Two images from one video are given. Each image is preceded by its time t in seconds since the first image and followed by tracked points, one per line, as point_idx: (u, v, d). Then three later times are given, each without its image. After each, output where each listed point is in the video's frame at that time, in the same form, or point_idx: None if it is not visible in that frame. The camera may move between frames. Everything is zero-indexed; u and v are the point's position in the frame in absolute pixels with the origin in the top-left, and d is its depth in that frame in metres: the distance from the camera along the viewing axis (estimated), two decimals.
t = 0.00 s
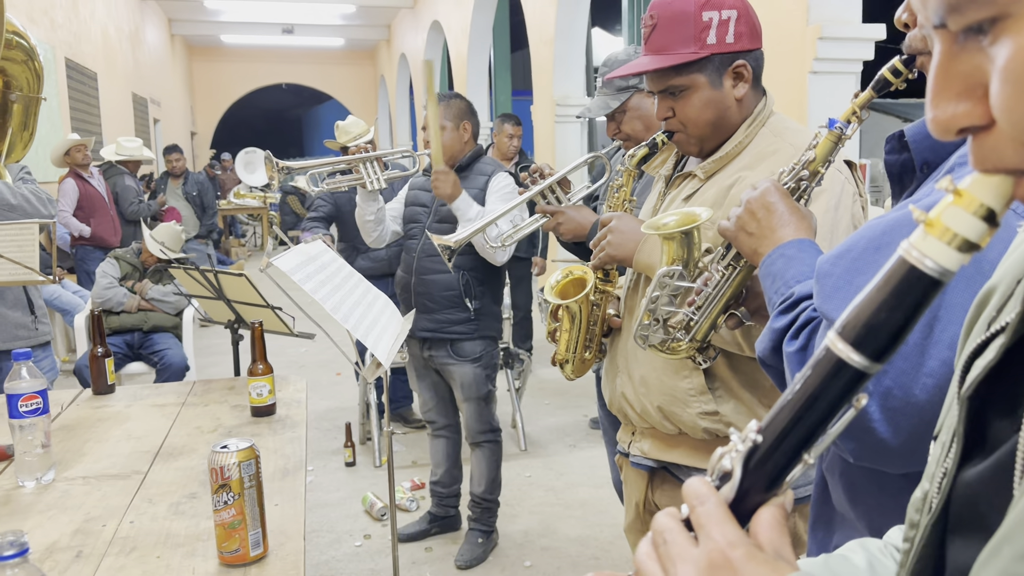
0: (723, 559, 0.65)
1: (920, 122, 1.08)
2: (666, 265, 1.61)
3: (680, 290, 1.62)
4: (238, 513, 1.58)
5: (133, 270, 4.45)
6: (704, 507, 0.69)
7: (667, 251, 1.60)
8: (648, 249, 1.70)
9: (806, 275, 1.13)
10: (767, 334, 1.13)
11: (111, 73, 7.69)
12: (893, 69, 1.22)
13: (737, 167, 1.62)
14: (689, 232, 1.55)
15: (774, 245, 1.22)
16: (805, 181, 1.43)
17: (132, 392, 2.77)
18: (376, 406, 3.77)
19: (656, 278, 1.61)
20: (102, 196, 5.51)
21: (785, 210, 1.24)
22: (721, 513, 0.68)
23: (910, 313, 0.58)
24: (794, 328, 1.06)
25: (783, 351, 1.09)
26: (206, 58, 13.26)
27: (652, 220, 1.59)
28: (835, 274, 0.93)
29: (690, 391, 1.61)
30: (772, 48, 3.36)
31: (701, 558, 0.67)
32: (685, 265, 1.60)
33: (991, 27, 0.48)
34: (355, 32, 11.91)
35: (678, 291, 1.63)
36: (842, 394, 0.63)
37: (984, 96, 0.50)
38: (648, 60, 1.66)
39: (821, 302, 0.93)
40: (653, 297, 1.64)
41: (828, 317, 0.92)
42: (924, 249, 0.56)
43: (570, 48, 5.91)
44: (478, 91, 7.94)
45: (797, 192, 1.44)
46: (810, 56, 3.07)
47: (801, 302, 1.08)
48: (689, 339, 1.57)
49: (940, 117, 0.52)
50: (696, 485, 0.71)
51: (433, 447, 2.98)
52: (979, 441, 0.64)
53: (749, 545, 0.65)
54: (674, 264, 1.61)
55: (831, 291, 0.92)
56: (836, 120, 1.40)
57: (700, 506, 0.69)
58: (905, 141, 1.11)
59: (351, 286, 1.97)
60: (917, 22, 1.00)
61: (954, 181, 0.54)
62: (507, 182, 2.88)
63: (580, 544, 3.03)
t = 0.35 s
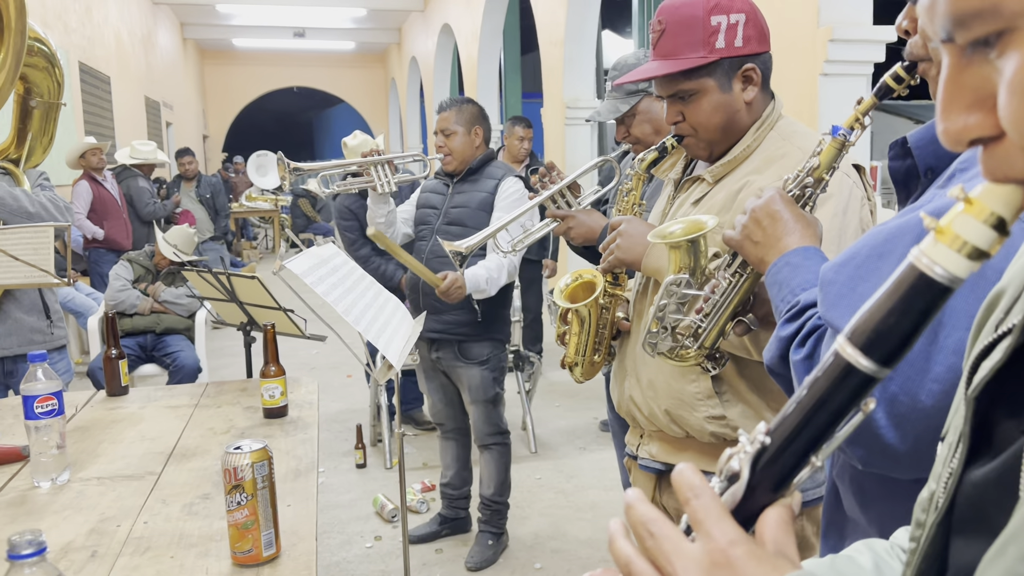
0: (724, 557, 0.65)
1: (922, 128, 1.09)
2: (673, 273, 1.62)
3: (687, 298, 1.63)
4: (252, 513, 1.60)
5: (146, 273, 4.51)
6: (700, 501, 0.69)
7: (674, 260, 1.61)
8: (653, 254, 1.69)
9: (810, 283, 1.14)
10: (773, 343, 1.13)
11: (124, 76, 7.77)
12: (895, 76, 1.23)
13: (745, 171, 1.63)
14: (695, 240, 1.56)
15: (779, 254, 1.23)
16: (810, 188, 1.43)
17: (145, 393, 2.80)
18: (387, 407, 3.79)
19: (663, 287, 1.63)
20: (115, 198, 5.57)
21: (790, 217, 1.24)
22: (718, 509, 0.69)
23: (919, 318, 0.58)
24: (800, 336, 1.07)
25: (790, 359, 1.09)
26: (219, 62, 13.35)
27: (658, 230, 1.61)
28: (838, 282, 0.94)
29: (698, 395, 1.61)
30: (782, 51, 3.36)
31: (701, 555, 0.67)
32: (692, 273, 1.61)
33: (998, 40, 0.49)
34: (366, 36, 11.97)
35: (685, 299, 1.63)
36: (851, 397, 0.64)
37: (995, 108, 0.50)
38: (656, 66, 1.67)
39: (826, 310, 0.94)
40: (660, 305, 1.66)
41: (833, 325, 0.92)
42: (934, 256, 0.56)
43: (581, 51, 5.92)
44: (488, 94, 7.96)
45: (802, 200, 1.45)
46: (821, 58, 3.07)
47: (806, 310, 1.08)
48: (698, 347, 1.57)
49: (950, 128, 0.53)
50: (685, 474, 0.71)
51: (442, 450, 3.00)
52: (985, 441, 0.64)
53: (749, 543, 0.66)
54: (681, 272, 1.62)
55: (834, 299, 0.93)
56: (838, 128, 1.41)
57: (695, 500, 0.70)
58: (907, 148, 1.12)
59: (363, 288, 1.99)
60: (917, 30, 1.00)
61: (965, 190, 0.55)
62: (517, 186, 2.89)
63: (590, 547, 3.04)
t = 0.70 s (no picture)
0: (723, 556, 0.66)
1: (918, 133, 1.09)
2: (676, 280, 1.61)
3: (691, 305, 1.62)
4: (261, 515, 1.61)
5: (157, 275, 4.53)
6: (702, 503, 0.71)
7: (677, 267, 1.60)
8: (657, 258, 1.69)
9: (811, 290, 1.14)
10: (774, 349, 1.14)
11: (135, 80, 7.84)
12: (893, 80, 1.23)
13: (750, 176, 1.63)
14: (697, 248, 1.55)
15: (779, 259, 1.23)
16: (810, 193, 1.42)
17: (156, 395, 2.82)
18: (396, 410, 3.80)
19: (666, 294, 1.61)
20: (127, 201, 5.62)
21: (790, 224, 1.24)
22: (720, 510, 0.70)
23: (914, 322, 0.59)
24: (800, 343, 1.07)
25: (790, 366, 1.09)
26: (229, 65, 13.43)
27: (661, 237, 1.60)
28: (835, 289, 0.94)
29: (704, 400, 1.62)
30: (790, 53, 3.36)
31: (703, 555, 0.68)
32: (695, 280, 1.60)
33: (988, 50, 0.51)
34: (375, 39, 12.01)
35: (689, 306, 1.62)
36: (849, 399, 0.64)
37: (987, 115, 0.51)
38: (662, 72, 1.68)
39: (822, 316, 0.94)
40: (664, 313, 1.64)
41: (830, 331, 0.93)
42: (929, 260, 0.57)
43: (590, 53, 5.93)
44: (497, 96, 7.98)
45: (803, 206, 1.45)
46: (830, 60, 3.07)
47: (806, 317, 1.08)
48: (703, 353, 1.58)
49: (944, 135, 0.53)
50: (690, 477, 0.73)
51: (449, 453, 3.00)
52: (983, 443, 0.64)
53: (749, 542, 0.67)
54: (684, 279, 1.61)
55: (831, 306, 0.93)
56: (838, 133, 1.43)
57: (698, 503, 0.71)
58: (905, 153, 1.12)
59: (372, 291, 2.00)
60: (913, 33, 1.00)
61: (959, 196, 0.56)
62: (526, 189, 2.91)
63: (598, 549, 3.04)
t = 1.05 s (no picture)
0: (728, 555, 0.67)
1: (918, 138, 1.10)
2: (687, 289, 1.63)
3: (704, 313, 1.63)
4: (272, 516, 1.62)
5: (168, 278, 4.57)
6: (708, 503, 0.71)
7: (687, 275, 1.62)
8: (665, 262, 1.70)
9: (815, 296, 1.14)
10: (780, 357, 1.13)
11: (147, 83, 7.90)
12: (892, 82, 1.24)
13: (756, 177, 1.63)
14: (706, 255, 1.57)
15: (785, 265, 1.23)
16: (817, 197, 1.44)
17: (167, 397, 2.84)
18: (405, 412, 3.81)
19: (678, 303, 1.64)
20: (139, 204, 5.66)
21: (796, 229, 1.25)
22: (726, 510, 0.71)
23: (918, 323, 0.59)
24: (803, 351, 1.07)
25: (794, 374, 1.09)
26: (240, 68, 13.51)
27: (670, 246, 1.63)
28: (833, 297, 0.94)
29: (714, 403, 1.61)
30: (800, 55, 3.36)
31: (708, 554, 0.69)
32: (705, 288, 1.62)
33: (990, 53, 0.51)
34: (385, 42, 12.06)
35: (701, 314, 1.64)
36: (853, 400, 0.65)
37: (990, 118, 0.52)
38: (669, 75, 1.68)
39: (820, 324, 0.94)
40: (676, 321, 1.66)
41: (828, 339, 0.93)
42: (932, 263, 0.57)
43: (599, 55, 5.94)
44: (507, 99, 8.00)
45: (810, 209, 1.45)
46: (840, 62, 3.06)
47: (807, 323, 1.08)
48: (717, 360, 1.57)
49: (948, 138, 0.54)
50: (696, 477, 0.73)
51: (456, 456, 3.01)
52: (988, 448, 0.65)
53: (754, 542, 0.67)
54: (694, 287, 1.63)
55: (829, 314, 0.93)
56: (841, 135, 1.44)
57: (704, 502, 0.71)
58: (905, 160, 1.12)
59: (382, 293, 2.02)
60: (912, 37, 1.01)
61: (963, 198, 0.56)
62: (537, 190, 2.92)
63: (607, 552, 3.04)
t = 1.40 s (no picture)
0: (732, 560, 0.68)
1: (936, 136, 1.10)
2: (706, 292, 1.59)
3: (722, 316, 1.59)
4: (284, 516, 1.64)
5: (181, 279, 4.60)
6: (714, 508, 0.72)
7: (705, 280, 1.58)
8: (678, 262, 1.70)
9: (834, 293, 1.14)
10: (797, 353, 1.13)
11: (159, 86, 7.96)
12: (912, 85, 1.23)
13: (765, 175, 1.63)
14: (725, 258, 1.54)
15: (804, 265, 1.23)
16: (836, 201, 1.43)
17: (180, 398, 2.86)
18: (415, 413, 3.83)
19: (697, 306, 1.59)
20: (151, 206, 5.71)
21: (815, 229, 1.25)
22: (731, 515, 0.71)
23: (929, 324, 0.59)
24: (820, 345, 1.07)
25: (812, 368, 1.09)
26: (252, 71, 13.58)
27: (688, 249, 1.60)
28: (852, 288, 0.94)
29: (724, 400, 1.62)
30: (811, 56, 3.35)
31: (714, 558, 0.70)
32: (725, 291, 1.58)
33: (1003, 54, 0.52)
34: (396, 44, 12.10)
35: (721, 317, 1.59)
36: (864, 402, 0.65)
37: (1001, 118, 0.52)
38: (680, 75, 1.68)
39: (840, 316, 0.94)
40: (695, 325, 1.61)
41: (847, 331, 0.93)
42: (942, 265, 0.57)
43: (609, 57, 5.94)
44: (517, 101, 8.01)
45: (828, 213, 1.44)
46: (851, 64, 3.05)
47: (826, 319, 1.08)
48: (737, 363, 1.57)
49: (956, 138, 0.54)
50: (704, 483, 0.75)
51: (467, 458, 3.01)
52: (999, 448, 0.65)
53: (759, 546, 0.68)
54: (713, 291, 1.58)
55: (848, 305, 0.93)
56: (859, 139, 1.42)
57: (710, 508, 0.73)
58: (924, 154, 1.13)
59: (393, 295, 2.03)
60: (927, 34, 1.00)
61: (973, 201, 0.56)
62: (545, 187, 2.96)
63: (618, 554, 3.04)
